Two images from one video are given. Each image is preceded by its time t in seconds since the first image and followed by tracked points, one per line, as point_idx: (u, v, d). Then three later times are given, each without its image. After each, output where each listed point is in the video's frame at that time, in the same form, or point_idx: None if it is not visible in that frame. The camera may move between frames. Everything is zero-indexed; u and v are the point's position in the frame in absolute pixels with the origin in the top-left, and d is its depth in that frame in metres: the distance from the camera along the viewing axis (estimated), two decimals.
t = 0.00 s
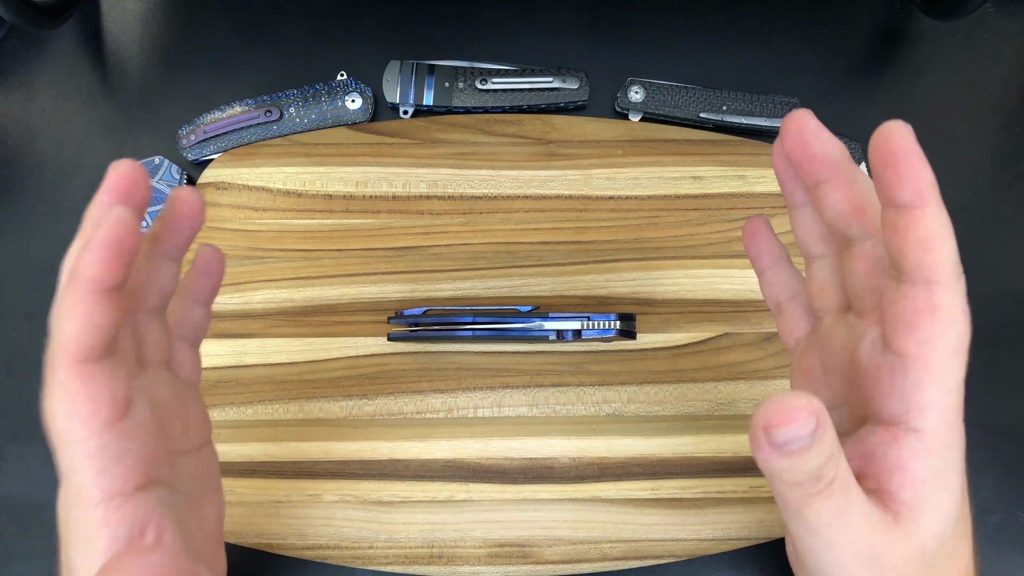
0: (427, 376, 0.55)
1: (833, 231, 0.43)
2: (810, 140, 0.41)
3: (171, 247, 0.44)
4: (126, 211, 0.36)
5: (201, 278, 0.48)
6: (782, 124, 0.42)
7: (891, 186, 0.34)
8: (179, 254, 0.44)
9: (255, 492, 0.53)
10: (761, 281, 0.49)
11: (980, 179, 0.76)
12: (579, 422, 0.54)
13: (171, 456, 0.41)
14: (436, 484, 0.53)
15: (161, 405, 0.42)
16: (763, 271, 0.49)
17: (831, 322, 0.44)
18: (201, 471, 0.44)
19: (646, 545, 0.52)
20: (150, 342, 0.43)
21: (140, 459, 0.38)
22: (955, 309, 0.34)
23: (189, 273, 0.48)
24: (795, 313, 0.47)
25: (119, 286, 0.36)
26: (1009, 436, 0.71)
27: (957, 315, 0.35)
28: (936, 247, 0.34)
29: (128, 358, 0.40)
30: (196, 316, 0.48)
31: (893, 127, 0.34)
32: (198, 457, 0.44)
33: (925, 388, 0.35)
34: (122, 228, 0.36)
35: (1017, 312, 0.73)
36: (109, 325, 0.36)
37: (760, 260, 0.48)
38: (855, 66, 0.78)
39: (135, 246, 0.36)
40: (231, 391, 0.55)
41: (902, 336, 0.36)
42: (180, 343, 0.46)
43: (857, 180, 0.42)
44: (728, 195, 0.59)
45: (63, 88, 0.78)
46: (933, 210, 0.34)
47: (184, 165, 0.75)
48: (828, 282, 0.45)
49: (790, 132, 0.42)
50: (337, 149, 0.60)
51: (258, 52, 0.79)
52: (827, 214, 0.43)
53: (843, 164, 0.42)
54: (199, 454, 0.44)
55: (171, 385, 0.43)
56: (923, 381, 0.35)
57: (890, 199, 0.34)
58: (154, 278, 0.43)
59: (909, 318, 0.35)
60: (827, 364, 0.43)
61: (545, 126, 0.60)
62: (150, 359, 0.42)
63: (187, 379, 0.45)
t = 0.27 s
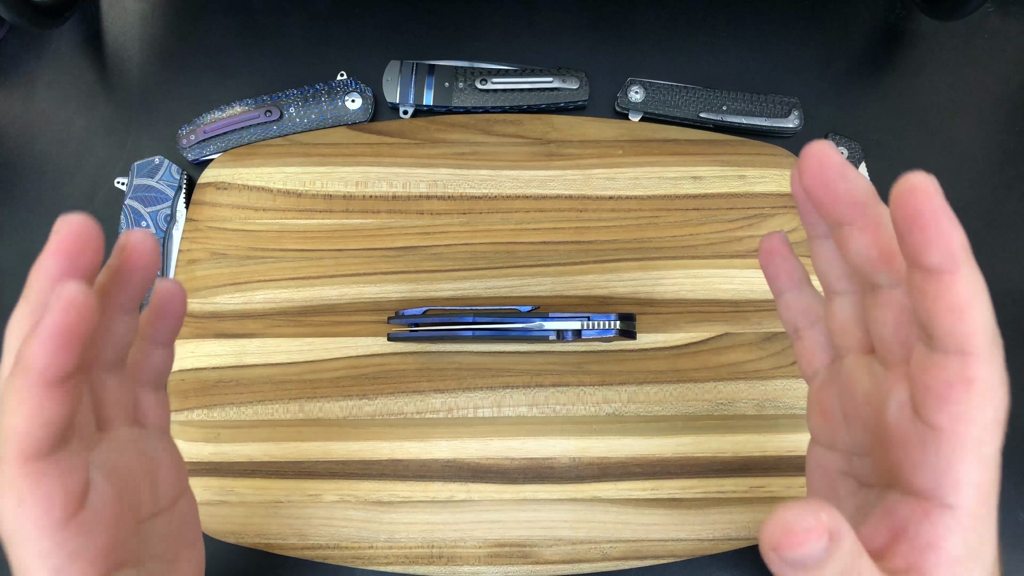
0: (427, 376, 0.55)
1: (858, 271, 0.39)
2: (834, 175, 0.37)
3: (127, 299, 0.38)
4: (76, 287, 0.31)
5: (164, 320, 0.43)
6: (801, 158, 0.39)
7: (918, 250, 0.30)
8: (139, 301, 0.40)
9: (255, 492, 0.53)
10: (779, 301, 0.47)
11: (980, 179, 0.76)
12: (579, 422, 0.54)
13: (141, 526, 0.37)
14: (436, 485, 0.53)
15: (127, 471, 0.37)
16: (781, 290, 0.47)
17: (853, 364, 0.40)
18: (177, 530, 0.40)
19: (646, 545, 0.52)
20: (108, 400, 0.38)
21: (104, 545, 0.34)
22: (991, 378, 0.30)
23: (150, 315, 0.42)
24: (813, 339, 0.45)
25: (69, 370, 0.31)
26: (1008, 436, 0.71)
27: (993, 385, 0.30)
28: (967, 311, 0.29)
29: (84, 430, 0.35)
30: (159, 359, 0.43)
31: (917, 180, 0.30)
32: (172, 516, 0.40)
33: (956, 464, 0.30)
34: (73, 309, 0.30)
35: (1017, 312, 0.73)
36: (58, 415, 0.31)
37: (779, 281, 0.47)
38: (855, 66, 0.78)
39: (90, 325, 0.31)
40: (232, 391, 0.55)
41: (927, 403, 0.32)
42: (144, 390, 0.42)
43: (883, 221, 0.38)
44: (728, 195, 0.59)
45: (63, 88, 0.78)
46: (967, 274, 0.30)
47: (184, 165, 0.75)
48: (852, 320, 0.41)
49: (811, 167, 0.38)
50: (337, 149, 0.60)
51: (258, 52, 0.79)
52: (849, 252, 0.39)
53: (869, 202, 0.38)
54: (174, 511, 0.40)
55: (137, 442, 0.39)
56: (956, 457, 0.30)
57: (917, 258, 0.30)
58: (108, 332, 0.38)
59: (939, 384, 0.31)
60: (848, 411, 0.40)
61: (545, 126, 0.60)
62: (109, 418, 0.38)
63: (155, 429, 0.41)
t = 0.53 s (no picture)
0: (427, 376, 0.55)
1: (877, 297, 0.37)
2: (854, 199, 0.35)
3: (112, 322, 0.38)
4: (71, 322, 0.30)
5: (152, 339, 0.43)
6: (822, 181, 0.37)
7: (942, 288, 0.29)
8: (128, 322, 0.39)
9: (256, 492, 0.53)
10: (794, 311, 0.46)
11: (980, 180, 0.76)
12: (579, 422, 0.54)
13: (135, 552, 0.37)
14: (436, 485, 0.53)
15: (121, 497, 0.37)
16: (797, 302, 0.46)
17: (871, 390, 0.39)
18: (172, 548, 0.40)
19: (646, 545, 0.52)
20: (99, 424, 0.38)
21: None
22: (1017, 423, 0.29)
23: (138, 334, 0.42)
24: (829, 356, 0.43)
25: (62, 406, 0.31)
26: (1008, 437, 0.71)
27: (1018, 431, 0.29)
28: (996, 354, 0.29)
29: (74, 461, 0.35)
30: (147, 379, 0.43)
31: (940, 219, 0.29)
32: (166, 537, 0.40)
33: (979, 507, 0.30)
34: (68, 346, 0.30)
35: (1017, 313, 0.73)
36: (51, 452, 0.31)
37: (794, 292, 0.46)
38: (856, 66, 0.78)
39: (85, 361, 0.31)
40: (232, 391, 0.55)
41: (950, 444, 0.31)
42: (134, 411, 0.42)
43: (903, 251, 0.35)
44: (728, 195, 0.59)
45: (63, 88, 0.78)
46: (995, 318, 0.29)
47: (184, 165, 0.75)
48: (869, 344, 0.39)
49: (832, 190, 0.36)
50: (337, 149, 0.60)
51: (259, 52, 0.79)
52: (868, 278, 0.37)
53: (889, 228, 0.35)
54: (169, 532, 0.40)
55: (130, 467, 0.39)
56: (982, 501, 0.30)
57: (942, 297, 0.29)
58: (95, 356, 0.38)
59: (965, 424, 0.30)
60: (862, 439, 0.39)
61: (545, 126, 0.60)
62: (100, 442, 0.38)
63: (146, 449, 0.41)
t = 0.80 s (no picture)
0: (427, 376, 0.55)
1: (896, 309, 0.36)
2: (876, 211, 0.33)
3: (112, 326, 0.38)
4: (75, 330, 0.30)
5: (156, 342, 0.42)
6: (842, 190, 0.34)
7: (968, 312, 0.28)
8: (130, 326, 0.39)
9: (256, 492, 0.53)
10: (808, 316, 0.45)
11: (980, 180, 0.76)
12: (579, 422, 0.54)
13: (134, 558, 0.37)
14: (436, 485, 0.53)
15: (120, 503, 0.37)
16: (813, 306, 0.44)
17: (889, 401, 0.38)
18: (173, 553, 0.40)
19: (645, 545, 0.52)
20: (99, 429, 0.38)
21: None
22: None
23: (139, 337, 0.41)
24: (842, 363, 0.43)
25: (64, 416, 0.31)
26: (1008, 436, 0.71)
27: None
28: None
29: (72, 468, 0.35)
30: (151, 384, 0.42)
31: (967, 238, 0.27)
32: (168, 542, 0.40)
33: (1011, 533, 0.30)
34: (74, 355, 0.30)
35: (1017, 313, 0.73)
36: (52, 460, 0.31)
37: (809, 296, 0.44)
38: (856, 66, 0.78)
39: (90, 369, 0.31)
40: (232, 391, 0.55)
41: (979, 469, 0.30)
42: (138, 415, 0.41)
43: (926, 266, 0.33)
44: (728, 195, 0.59)
45: (63, 88, 0.78)
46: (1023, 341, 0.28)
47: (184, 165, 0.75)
48: (886, 354, 0.38)
49: (855, 201, 0.33)
50: (337, 149, 0.60)
51: (259, 52, 0.79)
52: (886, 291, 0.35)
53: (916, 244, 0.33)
54: (170, 537, 0.40)
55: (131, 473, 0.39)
56: (1006, 522, 0.30)
57: (966, 321, 0.29)
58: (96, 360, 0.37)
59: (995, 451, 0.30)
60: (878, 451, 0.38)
61: (545, 126, 0.60)
62: (100, 447, 0.38)
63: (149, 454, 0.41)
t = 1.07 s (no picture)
0: (427, 376, 0.55)
1: (926, 309, 0.35)
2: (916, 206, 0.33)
3: (106, 346, 0.37)
4: (63, 360, 0.30)
5: (152, 361, 0.41)
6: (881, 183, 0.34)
7: (1004, 315, 0.28)
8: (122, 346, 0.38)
9: (256, 492, 0.53)
10: (824, 317, 0.43)
11: (980, 180, 0.76)
12: (579, 422, 0.54)
13: None
14: (436, 485, 0.53)
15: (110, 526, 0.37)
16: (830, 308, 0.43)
17: (913, 402, 0.38)
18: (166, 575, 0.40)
19: (645, 545, 0.52)
20: (91, 450, 0.38)
21: None
22: None
23: (135, 356, 0.41)
24: (860, 366, 0.42)
25: (48, 447, 0.31)
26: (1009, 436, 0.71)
27: None
28: None
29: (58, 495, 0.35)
30: (147, 401, 0.42)
31: (1003, 239, 0.28)
32: (162, 562, 0.40)
33: None
34: (62, 384, 0.30)
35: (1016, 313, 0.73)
36: (37, 492, 0.31)
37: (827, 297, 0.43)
38: (856, 66, 0.78)
39: (77, 400, 0.31)
40: (232, 391, 0.55)
41: (1011, 474, 0.30)
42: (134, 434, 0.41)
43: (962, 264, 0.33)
44: (728, 195, 0.59)
45: (63, 88, 0.78)
46: None
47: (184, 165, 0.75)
48: (913, 356, 0.38)
49: (888, 199, 0.34)
50: (337, 149, 0.60)
51: (259, 52, 0.79)
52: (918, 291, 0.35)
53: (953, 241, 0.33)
54: (165, 558, 0.40)
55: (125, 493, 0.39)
56: None
57: (1001, 322, 0.29)
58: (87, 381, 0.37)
59: None
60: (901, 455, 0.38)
61: (545, 126, 0.60)
62: (92, 469, 0.38)
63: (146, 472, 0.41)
